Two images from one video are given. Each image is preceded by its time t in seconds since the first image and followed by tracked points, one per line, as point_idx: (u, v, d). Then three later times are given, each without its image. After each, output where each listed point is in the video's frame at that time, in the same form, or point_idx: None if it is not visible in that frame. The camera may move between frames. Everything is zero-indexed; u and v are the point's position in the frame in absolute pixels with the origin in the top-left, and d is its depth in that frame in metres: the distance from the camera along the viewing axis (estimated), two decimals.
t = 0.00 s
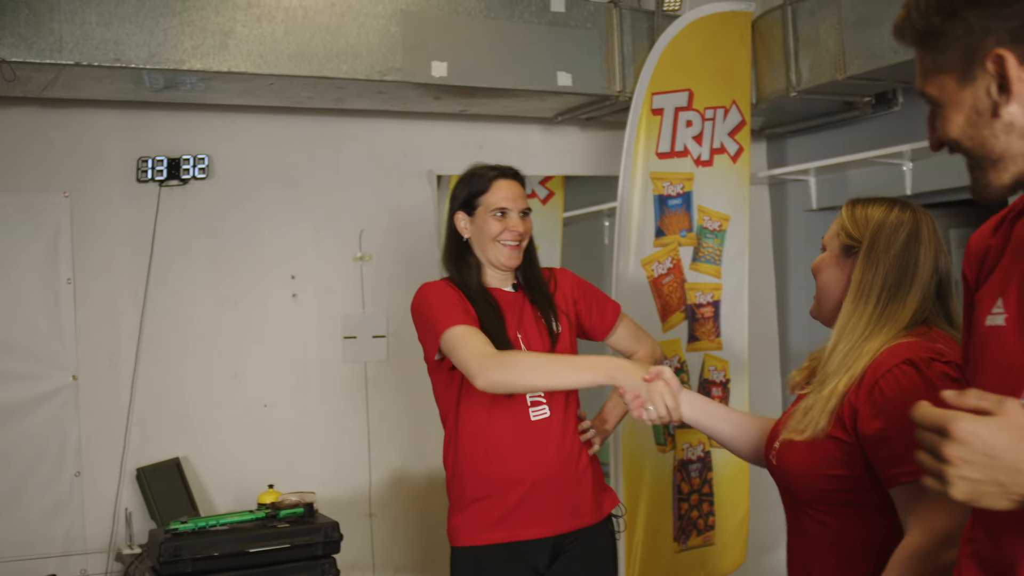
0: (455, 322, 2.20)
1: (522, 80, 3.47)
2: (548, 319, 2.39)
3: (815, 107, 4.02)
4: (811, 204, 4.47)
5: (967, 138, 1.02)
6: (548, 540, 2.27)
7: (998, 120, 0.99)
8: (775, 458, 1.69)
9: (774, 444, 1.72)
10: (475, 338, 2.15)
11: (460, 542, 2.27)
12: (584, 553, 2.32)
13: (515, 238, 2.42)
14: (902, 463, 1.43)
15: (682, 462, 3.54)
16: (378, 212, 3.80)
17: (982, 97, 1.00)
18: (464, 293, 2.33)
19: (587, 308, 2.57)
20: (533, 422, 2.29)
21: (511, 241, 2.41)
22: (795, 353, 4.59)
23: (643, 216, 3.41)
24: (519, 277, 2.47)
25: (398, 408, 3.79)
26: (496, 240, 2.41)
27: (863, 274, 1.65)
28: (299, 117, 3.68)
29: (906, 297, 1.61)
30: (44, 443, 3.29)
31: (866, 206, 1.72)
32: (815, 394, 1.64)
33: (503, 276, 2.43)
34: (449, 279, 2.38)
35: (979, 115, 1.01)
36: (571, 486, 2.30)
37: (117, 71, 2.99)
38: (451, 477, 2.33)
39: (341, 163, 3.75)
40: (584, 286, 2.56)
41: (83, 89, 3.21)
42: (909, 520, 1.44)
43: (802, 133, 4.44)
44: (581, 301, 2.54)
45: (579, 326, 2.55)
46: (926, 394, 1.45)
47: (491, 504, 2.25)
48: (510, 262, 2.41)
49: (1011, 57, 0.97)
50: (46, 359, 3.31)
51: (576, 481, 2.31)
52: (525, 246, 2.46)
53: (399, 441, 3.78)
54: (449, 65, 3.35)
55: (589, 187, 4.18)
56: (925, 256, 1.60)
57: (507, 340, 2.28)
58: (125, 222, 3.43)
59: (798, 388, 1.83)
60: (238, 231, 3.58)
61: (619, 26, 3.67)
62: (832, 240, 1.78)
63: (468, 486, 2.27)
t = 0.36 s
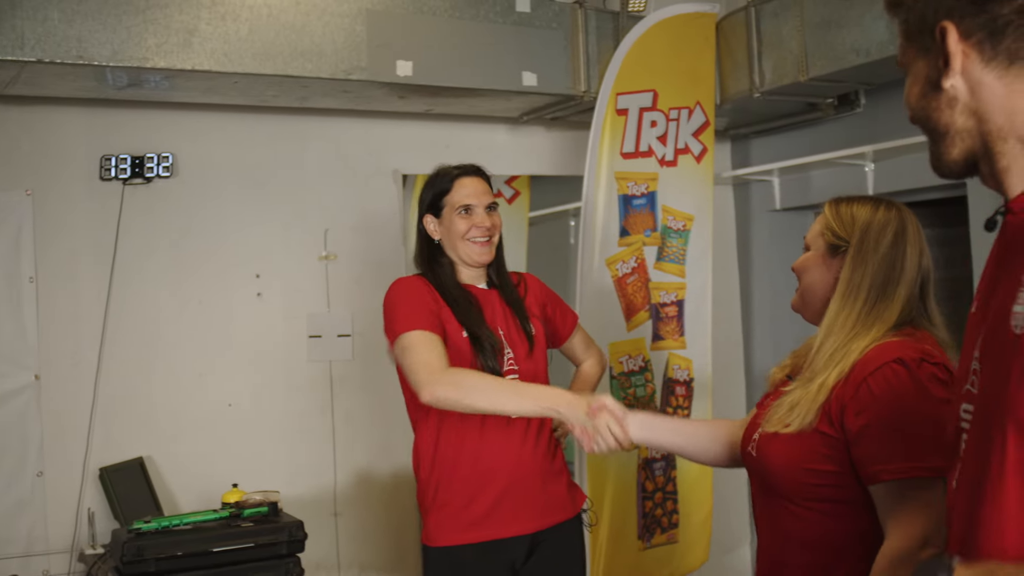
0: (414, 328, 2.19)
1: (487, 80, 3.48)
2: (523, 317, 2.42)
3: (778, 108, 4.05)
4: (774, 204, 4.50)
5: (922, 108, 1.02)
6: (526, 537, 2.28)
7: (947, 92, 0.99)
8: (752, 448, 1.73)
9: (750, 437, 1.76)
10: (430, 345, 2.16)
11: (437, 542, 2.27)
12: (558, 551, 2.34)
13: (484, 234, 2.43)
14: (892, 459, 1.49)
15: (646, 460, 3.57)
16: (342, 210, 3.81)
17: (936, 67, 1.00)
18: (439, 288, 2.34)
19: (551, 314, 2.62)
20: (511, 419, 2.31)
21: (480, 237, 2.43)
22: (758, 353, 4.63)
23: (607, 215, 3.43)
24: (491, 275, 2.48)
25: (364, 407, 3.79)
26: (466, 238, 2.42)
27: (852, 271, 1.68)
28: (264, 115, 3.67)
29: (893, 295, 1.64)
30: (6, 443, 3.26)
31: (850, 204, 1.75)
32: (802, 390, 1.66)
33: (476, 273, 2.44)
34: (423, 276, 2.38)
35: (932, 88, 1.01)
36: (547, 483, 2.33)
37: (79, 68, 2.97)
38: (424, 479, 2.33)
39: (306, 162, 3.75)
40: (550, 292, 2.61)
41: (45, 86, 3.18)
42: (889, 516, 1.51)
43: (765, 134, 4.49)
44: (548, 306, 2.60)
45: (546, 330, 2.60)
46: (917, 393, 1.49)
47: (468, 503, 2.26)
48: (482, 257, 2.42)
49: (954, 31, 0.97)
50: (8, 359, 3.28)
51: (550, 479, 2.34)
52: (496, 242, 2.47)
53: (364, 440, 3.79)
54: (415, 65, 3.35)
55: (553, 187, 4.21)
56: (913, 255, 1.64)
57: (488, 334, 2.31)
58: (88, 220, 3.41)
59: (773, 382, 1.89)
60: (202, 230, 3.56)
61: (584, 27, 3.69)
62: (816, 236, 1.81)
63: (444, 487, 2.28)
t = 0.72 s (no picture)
0: (396, 326, 2.20)
1: (457, 80, 3.49)
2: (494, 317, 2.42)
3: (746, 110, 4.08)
4: (743, 205, 4.52)
5: (951, 85, 1.06)
6: (493, 537, 2.29)
7: (976, 70, 1.03)
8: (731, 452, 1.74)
9: (724, 441, 1.77)
10: (411, 346, 2.17)
11: (405, 541, 2.27)
12: (527, 551, 2.35)
13: (451, 235, 2.42)
14: (891, 456, 1.51)
15: (615, 460, 3.58)
16: (311, 209, 3.80)
17: (967, 44, 1.04)
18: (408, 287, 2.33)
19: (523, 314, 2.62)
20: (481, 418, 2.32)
21: (448, 237, 2.42)
22: (726, 353, 4.66)
23: (576, 216, 3.44)
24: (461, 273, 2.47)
25: (333, 407, 3.79)
26: (433, 239, 2.41)
27: (827, 273, 1.69)
28: (233, 114, 3.66)
29: (870, 294, 1.67)
30: None
31: (823, 205, 1.77)
32: (786, 392, 1.67)
33: (445, 273, 2.44)
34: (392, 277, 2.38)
35: (961, 65, 1.05)
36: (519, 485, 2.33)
37: (46, 66, 2.94)
38: (392, 478, 2.32)
39: (276, 161, 3.74)
40: (522, 291, 2.60)
41: (11, 84, 3.15)
42: (887, 510, 1.54)
43: (734, 135, 4.51)
44: (520, 306, 2.59)
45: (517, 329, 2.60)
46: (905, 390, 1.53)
47: (437, 502, 2.26)
48: (451, 257, 2.42)
49: (991, 9, 1.01)
50: None
51: (520, 479, 2.34)
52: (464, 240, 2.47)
53: (333, 440, 3.78)
54: (384, 65, 3.35)
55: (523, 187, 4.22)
56: (887, 256, 1.67)
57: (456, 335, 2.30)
58: (54, 219, 3.38)
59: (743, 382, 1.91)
60: (170, 229, 3.55)
61: (553, 27, 3.70)
62: (788, 237, 1.81)
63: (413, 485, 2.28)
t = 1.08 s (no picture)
0: (368, 328, 2.21)
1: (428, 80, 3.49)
2: (463, 316, 2.41)
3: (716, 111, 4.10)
4: (714, 205, 4.54)
5: (977, 73, 1.05)
6: (464, 537, 2.29)
7: (1005, 59, 1.02)
8: (703, 446, 1.74)
9: (697, 436, 1.78)
10: (385, 348, 2.18)
11: (375, 539, 2.27)
12: (498, 550, 2.35)
13: (415, 232, 2.43)
14: (860, 453, 1.53)
15: (586, 459, 3.59)
16: (282, 208, 3.79)
17: (998, 33, 1.04)
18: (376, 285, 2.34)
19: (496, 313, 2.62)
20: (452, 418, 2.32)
21: (412, 235, 2.42)
22: (696, 352, 4.69)
23: (547, 215, 3.44)
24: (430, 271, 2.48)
25: (303, 407, 3.78)
26: (397, 237, 2.42)
27: (801, 271, 1.70)
28: (204, 113, 3.65)
29: (842, 294, 1.68)
30: None
31: (797, 204, 1.78)
32: (756, 388, 1.68)
33: (413, 271, 2.44)
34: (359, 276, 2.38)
35: (990, 52, 1.04)
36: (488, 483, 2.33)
37: (13, 63, 2.91)
38: (363, 476, 2.32)
39: (247, 159, 3.73)
40: (496, 289, 2.60)
41: None
42: (854, 508, 1.55)
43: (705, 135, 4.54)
44: (492, 305, 2.59)
45: (490, 329, 2.59)
46: (876, 389, 1.54)
47: (406, 499, 2.26)
48: (415, 255, 2.42)
49: None
50: None
51: (491, 478, 2.34)
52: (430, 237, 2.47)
53: (304, 439, 3.78)
54: (355, 64, 3.34)
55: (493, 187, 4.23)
56: (860, 256, 1.68)
57: (423, 332, 2.30)
58: (22, 217, 3.35)
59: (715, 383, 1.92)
60: (140, 228, 3.53)
61: (525, 27, 3.71)
62: (761, 234, 1.81)
63: (382, 483, 2.28)
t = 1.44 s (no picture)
0: (341, 330, 2.21)
1: (401, 79, 3.49)
2: (439, 317, 2.41)
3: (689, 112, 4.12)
4: (686, 205, 4.56)
5: (985, 59, 1.22)
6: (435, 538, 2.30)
7: (1013, 48, 1.19)
8: (675, 444, 1.75)
9: (669, 435, 1.79)
10: (356, 351, 2.18)
11: (347, 539, 2.27)
12: (469, 551, 2.35)
13: (391, 231, 2.42)
14: (833, 452, 1.54)
15: (557, 459, 3.59)
16: (255, 208, 3.78)
17: (1008, 24, 1.19)
18: (349, 285, 2.34)
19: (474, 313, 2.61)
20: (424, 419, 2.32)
21: (388, 234, 2.42)
22: (668, 352, 4.70)
23: (520, 215, 3.44)
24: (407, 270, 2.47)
25: (275, 406, 3.77)
26: (373, 237, 2.42)
27: (777, 272, 1.71)
28: (176, 111, 3.63)
29: (815, 294, 1.70)
30: None
31: (770, 206, 1.80)
32: (731, 386, 1.69)
33: (390, 270, 2.44)
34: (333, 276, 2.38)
35: (999, 40, 1.21)
36: (463, 485, 2.33)
37: None
38: (335, 476, 2.32)
39: (219, 158, 3.72)
40: (475, 290, 2.59)
41: None
42: (825, 506, 1.56)
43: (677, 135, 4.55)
44: (470, 305, 2.58)
45: (467, 329, 2.59)
46: (848, 387, 1.56)
47: (379, 499, 2.26)
48: (391, 254, 2.42)
49: None
50: None
51: (464, 479, 2.35)
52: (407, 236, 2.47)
53: (276, 439, 3.77)
54: (328, 63, 3.34)
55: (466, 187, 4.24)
56: (832, 256, 1.71)
57: (395, 334, 2.29)
58: None
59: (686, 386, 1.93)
60: (111, 227, 3.51)
61: (498, 27, 3.72)
62: (735, 235, 1.81)
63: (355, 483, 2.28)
